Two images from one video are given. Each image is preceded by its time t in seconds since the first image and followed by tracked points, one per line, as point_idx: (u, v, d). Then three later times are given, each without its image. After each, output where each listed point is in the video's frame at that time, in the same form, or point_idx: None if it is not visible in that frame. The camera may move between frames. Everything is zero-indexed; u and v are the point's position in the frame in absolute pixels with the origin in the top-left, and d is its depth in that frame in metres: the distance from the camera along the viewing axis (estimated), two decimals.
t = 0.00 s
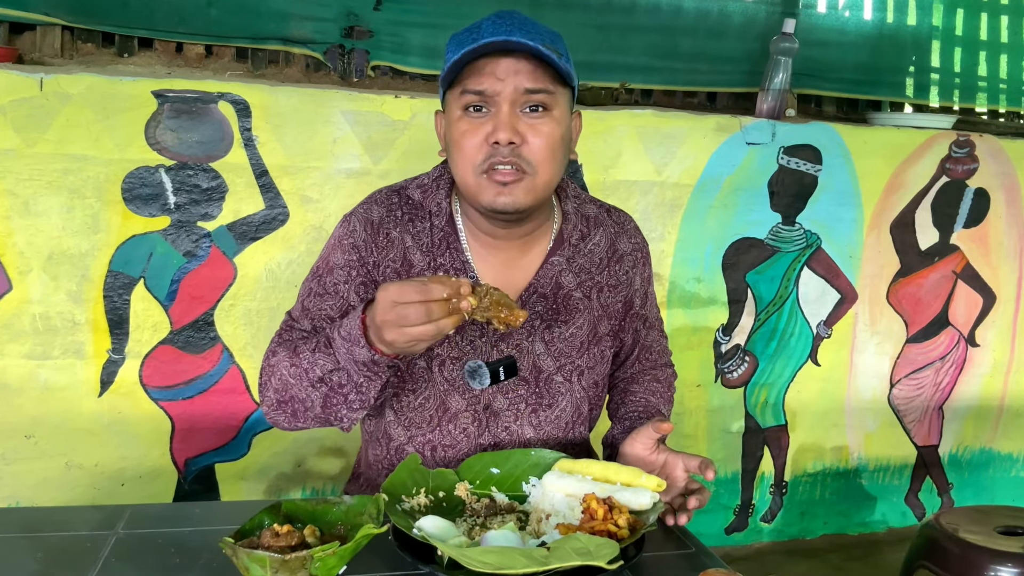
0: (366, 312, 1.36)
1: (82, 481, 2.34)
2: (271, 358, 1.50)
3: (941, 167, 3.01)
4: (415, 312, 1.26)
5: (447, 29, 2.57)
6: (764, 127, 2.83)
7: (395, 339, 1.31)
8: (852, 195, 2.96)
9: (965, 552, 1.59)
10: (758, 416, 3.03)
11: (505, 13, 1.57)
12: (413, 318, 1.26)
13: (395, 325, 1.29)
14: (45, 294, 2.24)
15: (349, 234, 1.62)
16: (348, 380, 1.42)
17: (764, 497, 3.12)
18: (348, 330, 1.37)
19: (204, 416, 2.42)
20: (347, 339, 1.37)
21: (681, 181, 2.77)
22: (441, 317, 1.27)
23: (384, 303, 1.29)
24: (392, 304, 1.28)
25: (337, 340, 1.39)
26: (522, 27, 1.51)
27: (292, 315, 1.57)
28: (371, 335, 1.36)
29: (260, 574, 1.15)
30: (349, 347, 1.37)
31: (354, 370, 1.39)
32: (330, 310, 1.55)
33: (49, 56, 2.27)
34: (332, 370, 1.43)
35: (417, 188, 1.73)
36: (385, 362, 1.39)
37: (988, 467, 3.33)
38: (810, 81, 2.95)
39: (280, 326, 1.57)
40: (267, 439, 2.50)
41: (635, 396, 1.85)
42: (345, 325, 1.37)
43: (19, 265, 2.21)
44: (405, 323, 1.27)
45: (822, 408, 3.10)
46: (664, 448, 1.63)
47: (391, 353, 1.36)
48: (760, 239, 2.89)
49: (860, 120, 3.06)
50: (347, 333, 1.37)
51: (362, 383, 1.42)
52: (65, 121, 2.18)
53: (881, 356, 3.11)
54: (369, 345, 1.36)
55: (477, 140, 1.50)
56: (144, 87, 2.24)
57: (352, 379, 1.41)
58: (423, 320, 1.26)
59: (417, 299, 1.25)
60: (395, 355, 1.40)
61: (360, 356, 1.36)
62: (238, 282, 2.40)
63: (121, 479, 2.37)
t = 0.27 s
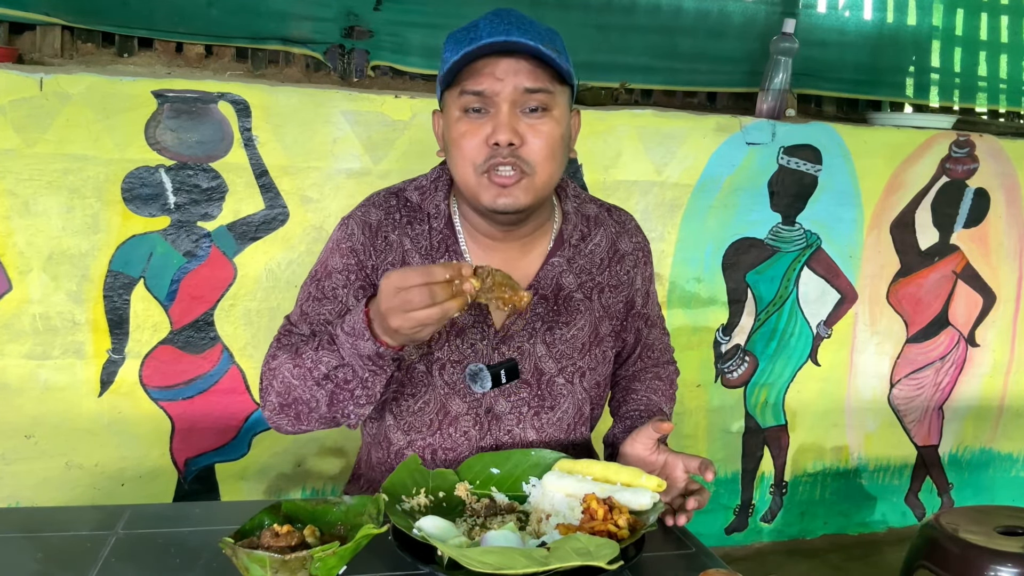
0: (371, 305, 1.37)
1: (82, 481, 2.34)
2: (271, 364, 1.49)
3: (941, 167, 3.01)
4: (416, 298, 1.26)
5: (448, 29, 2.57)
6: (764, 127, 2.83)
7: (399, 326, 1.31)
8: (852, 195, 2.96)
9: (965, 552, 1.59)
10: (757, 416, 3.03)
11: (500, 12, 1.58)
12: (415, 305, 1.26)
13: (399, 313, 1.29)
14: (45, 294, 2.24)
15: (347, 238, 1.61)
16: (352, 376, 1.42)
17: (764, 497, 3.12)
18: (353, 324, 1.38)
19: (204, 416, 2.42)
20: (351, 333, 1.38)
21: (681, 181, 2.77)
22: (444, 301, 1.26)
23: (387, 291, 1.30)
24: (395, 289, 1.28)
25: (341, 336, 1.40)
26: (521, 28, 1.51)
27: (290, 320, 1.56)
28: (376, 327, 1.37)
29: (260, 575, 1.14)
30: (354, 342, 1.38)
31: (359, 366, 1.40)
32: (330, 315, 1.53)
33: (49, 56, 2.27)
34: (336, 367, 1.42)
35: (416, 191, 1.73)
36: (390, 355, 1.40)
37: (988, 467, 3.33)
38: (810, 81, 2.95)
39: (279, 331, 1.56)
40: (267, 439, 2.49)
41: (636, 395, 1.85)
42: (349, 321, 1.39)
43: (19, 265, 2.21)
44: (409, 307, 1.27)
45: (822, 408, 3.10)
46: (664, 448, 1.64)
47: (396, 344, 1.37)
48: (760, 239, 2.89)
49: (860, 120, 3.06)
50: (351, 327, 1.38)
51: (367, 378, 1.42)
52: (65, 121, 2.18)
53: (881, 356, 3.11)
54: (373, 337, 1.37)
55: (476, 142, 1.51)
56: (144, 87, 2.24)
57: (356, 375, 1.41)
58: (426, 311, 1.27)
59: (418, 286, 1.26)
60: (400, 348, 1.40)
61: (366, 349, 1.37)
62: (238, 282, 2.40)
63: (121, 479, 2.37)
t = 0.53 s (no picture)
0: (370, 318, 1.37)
1: (82, 481, 2.34)
2: (271, 365, 1.48)
3: (941, 167, 3.01)
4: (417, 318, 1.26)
5: (448, 29, 2.57)
6: (764, 127, 2.83)
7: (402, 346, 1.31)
8: (852, 195, 2.96)
9: (965, 552, 1.59)
10: (758, 416, 3.03)
11: (508, 23, 1.48)
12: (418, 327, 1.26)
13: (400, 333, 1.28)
14: (45, 294, 2.24)
15: (349, 238, 1.61)
16: (351, 388, 1.42)
17: (764, 497, 3.12)
18: (352, 338, 1.37)
19: (204, 416, 2.42)
20: (350, 347, 1.37)
21: (682, 181, 2.77)
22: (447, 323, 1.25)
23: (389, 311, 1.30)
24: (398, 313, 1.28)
25: (340, 349, 1.40)
26: (529, 53, 1.44)
27: (291, 320, 1.56)
28: (375, 343, 1.36)
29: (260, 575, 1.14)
30: (354, 356, 1.37)
31: (358, 379, 1.40)
32: (330, 316, 1.55)
33: (49, 56, 2.27)
34: (335, 379, 1.42)
35: (417, 191, 1.72)
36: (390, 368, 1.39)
37: (988, 467, 3.33)
38: (810, 81, 2.95)
39: (279, 331, 1.57)
40: (267, 439, 2.49)
41: (636, 396, 1.85)
42: (349, 333, 1.38)
43: (19, 265, 2.21)
44: (410, 331, 1.27)
45: (822, 408, 3.10)
46: (665, 449, 1.63)
47: (396, 359, 1.36)
48: (760, 239, 2.89)
49: (860, 120, 3.06)
50: (351, 341, 1.37)
51: (367, 390, 1.42)
52: (65, 121, 2.18)
53: (881, 356, 3.11)
54: (373, 352, 1.36)
55: (480, 168, 1.47)
56: (145, 87, 2.24)
57: (356, 387, 1.42)
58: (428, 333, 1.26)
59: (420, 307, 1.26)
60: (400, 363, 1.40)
61: (365, 364, 1.37)
62: (238, 282, 2.40)
63: (121, 479, 2.37)
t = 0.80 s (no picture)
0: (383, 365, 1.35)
1: (82, 481, 2.34)
2: (269, 368, 1.47)
3: (941, 167, 3.01)
4: (439, 418, 1.24)
5: (448, 29, 2.57)
6: (764, 127, 2.83)
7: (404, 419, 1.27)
8: (852, 195, 2.95)
9: (965, 552, 1.59)
10: (757, 416, 3.03)
11: (522, 43, 1.39)
12: (435, 423, 1.24)
13: (419, 411, 1.25)
14: (45, 294, 2.24)
15: (347, 237, 1.61)
16: (338, 420, 1.42)
17: (764, 497, 3.12)
18: (353, 374, 1.38)
19: (204, 416, 2.42)
20: (349, 384, 1.38)
21: (682, 181, 2.77)
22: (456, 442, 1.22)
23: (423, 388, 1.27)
24: (428, 400, 1.26)
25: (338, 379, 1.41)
26: (544, 85, 1.39)
27: (288, 319, 1.57)
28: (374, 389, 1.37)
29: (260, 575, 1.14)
30: (349, 392, 1.38)
31: (343, 414, 1.41)
32: (327, 316, 1.55)
33: (49, 57, 2.27)
34: (325, 406, 1.42)
35: (417, 191, 1.72)
36: (375, 416, 1.40)
37: (988, 467, 3.33)
38: (810, 81, 2.95)
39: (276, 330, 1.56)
40: (267, 439, 2.49)
41: (636, 396, 1.84)
42: (353, 368, 1.38)
43: (19, 265, 2.21)
44: (428, 427, 1.24)
45: (822, 408, 3.10)
46: (665, 448, 1.63)
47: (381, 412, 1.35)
48: (760, 239, 2.89)
49: (860, 120, 3.06)
50: (351, 377, 1.38)
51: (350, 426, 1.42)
52: (65, 121, 2.18)
53: (881, 356, 3.11)
54: (367, 396, 1.36)
55: (489, 191, 1.45)
56: (145, 87, 2.24)
57: (340, 420, 1.42)
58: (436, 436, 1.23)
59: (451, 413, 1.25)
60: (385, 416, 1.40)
61: (355, 405, 1.38)
62: (238, 282, 2.40)
63: (121, 479, 2.37)
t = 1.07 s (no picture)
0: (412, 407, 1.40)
1: (82, 481, 2.34)
2: (278, 376, 1.49)
3: (941, 167, 3.01)
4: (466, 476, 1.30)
5: (448, 29, 2.57)
6: (764, 127, 2.83)
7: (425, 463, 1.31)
8: (852, 194, 2.95)
9: (965, 552, 1.59)
10: (757, 416, 3.03)
11: (527, 60, 1.39)
12: (462, 480, 1.30)
13: (450, 464, 1.30)
14: (45, 294, 2.24)
15: (348, 237, 1.62)
16: (351, 442, 1.43)
17: (764, 497, 3.12)
18: (381, 404, 1.41)
19: (204, 416, 2.42)
20: (374, 412, 1.40)
21: (682, 181, 2.77)
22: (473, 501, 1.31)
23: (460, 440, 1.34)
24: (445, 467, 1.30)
25: (363, 404, 1.43)
26: (547, 105, 1.40)
27: (293, 322, 1.59)
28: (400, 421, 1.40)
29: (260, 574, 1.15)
30: (371, 420, 1.40)
31: (358, 438, 1.42)
32: (331, 318, 1.57)
33: (49, 56, 2.27)
34: (343, 427, 1.43)
35: (417, 191, 1.72)
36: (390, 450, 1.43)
37: (988, 467, 3.33)
38: (810, 80, 2.95)
39: (281, 334, 1.59)
40: (267, 439, 2.50)
41: (633, 396, 1.84)
42: (382, 399, 1.41)
43: (19, 265, 2.21)
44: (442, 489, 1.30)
45: (822, 408, 3.10)
46: (664, 448, 1.63)
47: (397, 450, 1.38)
48: (760, 239, 2.89)
49: (860, 120, 3.06)
50: (378, 407, 1.41)
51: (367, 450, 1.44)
52: (65, 121, 2.18)
53: (881, 355, 3.11)
54: (388, 429, 1.39)
55: (489, 206, 1.44)
56: (145, 87, 2.24)
57: (353, 443, 1.43)
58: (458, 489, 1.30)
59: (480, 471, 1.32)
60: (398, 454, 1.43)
61: (374, 434, 1.40)
62: (238, 282, 2.40)
63: (121, 479, 2.37)
